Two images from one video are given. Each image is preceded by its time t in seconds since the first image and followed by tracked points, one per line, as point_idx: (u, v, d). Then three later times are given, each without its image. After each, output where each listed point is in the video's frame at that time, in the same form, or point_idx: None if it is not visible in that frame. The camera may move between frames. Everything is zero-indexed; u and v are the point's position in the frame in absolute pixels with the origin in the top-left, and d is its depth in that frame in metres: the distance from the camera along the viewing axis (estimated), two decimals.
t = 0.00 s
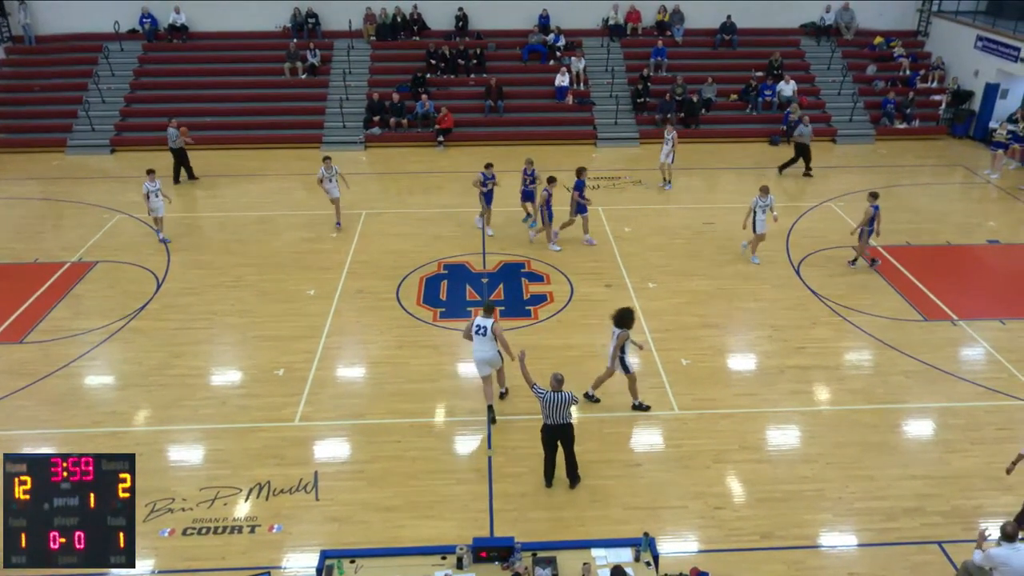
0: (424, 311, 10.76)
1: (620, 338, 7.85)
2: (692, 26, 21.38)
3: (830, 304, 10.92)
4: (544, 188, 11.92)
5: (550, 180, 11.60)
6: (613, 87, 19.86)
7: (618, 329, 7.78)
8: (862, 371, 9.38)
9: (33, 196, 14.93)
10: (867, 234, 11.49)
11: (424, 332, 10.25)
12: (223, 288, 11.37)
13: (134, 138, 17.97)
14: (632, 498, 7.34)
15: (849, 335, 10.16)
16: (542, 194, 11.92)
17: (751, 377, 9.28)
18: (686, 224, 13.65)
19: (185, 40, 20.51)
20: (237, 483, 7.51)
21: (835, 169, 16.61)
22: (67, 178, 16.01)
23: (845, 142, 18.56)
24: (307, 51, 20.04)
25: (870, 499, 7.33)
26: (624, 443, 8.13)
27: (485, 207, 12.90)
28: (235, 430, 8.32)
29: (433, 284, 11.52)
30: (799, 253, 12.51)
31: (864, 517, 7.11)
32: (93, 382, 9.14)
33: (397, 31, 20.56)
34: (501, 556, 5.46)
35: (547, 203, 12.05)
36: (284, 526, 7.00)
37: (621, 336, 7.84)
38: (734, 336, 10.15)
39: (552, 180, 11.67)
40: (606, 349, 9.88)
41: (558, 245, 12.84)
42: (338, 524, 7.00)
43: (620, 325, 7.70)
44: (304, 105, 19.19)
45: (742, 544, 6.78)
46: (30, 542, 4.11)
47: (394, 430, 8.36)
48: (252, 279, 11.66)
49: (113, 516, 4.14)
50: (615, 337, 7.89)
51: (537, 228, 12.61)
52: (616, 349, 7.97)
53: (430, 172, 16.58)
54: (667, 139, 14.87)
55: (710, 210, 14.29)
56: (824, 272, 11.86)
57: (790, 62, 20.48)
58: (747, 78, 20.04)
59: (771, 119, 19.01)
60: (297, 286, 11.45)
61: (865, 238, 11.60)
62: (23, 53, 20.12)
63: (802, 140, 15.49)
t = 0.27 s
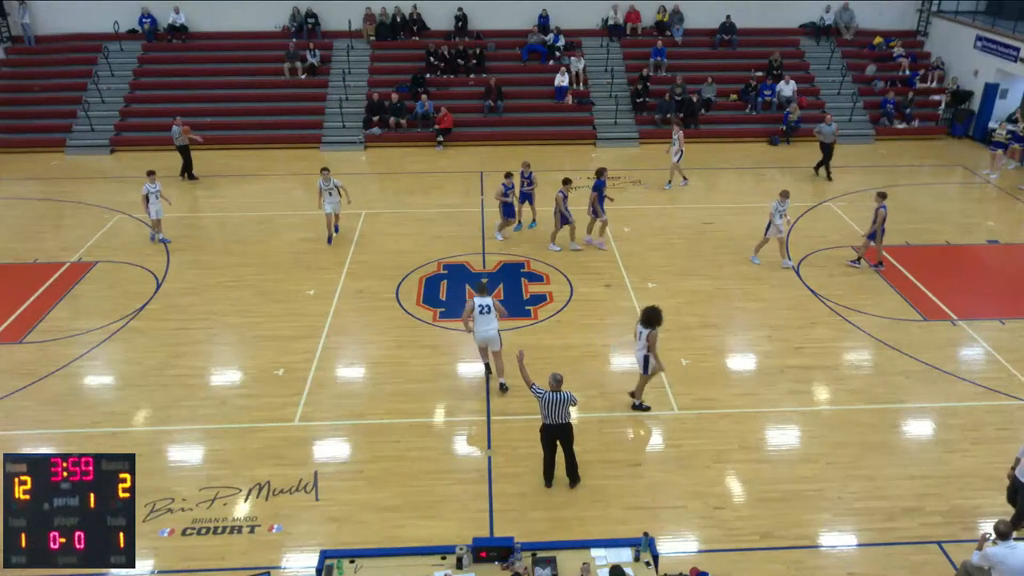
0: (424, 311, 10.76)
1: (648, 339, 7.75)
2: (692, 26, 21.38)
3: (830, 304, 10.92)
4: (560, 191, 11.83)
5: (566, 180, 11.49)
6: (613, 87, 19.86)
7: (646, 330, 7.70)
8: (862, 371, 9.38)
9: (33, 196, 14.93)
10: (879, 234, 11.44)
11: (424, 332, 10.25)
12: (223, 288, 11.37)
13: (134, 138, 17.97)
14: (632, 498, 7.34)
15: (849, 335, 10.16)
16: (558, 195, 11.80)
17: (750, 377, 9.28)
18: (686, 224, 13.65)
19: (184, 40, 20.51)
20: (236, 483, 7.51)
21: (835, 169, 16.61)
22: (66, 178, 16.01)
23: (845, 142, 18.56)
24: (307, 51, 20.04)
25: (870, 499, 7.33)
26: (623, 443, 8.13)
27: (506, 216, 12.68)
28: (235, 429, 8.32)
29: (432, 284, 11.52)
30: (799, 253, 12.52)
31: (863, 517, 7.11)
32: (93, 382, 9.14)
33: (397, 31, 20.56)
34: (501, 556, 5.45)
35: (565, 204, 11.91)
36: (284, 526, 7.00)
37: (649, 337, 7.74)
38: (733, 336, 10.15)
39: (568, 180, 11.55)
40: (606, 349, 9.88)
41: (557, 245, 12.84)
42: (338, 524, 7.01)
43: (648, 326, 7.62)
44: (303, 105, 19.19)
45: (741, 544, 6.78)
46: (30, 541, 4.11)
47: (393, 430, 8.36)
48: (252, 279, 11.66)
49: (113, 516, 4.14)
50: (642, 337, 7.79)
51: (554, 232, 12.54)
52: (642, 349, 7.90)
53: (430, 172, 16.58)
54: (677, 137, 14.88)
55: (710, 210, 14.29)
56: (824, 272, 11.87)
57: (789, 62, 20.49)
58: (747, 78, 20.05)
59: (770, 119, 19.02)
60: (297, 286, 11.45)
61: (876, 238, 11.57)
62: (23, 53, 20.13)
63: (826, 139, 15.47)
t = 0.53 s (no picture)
0: (424, 312, 10.76)
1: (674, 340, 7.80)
2: (692, 26, 21.38)
3: (830, 304, 10.92)
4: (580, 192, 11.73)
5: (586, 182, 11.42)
6: (613, 87, 19.87)
7: (671, 332, 7.77)
8: (862, 370, 9.38)
9: (33, 196, 14.92)
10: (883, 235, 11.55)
11: (424, 332, 10.25)
12: (223, 288, 11.37)
13: (134, 138, 17.97)
14: (632, 498, 7.34)
15: (849, 335, 10.16)
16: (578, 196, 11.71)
17: (750, 377, 9.28)
18: (686, 224, 13.65)
19: (184, 40, 20.50)
20: (236, 483, 7.51)
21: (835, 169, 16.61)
22: (66, 178, 16.01)
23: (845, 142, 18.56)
24: (307, 51, 20.04)
25: (870, 499, 7.33)
26: (624, 444, 8.13)
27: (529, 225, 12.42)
28: (235, 429, 8.32)
29: (432, 284, 11.52)
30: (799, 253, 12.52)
31: (863, 517, 7.11)
32: (93, 382, 9.13)
33: (397, 31, 20.56)
34: (501, 556, 5.45)
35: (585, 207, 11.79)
36: (284, 526, 7.00)
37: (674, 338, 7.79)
38: (733, 336, 10.15)
39: (587, 182, 11.49)
40: (606, 349, 9.88)
41: (557, 245, 12.84)
42: (338, 524, 7.01)
43: (673, 327, 7.69)
44: (303, 105, 19.19)
45: (741, 544, 6.78)
46: (30, 541, 4.11)
47: (393, 430, 8.35)
48: (252, 279, 11.66)
49: (113, 516, 4.14)
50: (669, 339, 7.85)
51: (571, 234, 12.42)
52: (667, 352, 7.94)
53: (430, 172, 16.58)
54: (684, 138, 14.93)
55: (710, 210, 14.29)
56: (824, 272, 11.87)
57: (789, 62, 20.49)
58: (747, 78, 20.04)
59: (770, 119, 19.01)
60: (296, 286, 11.45)
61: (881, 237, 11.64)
62: (22, 53, 20.13)
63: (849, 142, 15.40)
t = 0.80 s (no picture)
0: (424, 311, 10.76)
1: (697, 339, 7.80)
2: (692, 26, 21.38)
3: (829, 304, 10.93)
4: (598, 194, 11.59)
5: (602, 184, 11.30)
6: (613, 87, 19.87)
7: (696, 330, 7.77)
8: (862, 370, 9.38)
9: (33, 196, 14.92)
10: (881, 234, 11.55)
11: (424, 332, 10.25)
12: (222, 288, 11.37)
13: (134, 138, 17.97)
14: (632, 498, 7.34)
15: (849, 334, 10.16)
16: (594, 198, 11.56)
17: (750, 377, 9.28)
18: (686, 224, 13.65)
19: (184, 41, 20.50)
20: (236, 484, 7.51)
21: (835, 169, 16.61)
22: (66, 178, 16.01)
23: (845, 142, 18.55)
24: (307, 51, 20.03)
25: (870, 499, 7.33)
26: (624, 443, 8.13)
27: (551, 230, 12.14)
28: (234, 429, 8.32)
29: (432, 284, 11.52)
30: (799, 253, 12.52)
31: (863, 517, 7.11)
32: (93, 382, 9.13)
33: (397, 31, 20.56)
34: (501, 556, 5.45)
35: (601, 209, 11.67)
36: (284, 526, 7.00)
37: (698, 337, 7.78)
38: (733, 336, 10.15)
39: (604, 184, 11.38)
40: (606, 349, 9.88)
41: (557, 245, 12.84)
42: (338, 524, 7.00)
43: (698, 325, 7.68)
44: (303, 105, 19.18)
45: (742, 544, 6.78)
46: (30, 541, 4.12)
47: (393, 430, 8.35)
48: (252, 279, 11.66)
49: (113, 516, 4.13)
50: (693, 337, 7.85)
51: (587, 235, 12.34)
52: (693, 350, 7.91)
53: (430, 172, 16.59)
54: (691, 138, 14.98)
55: (710, 210, 14.30)
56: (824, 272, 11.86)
57: (789, 62, 20.49)
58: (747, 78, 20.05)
59: (770, 119, 19.01)
60: (296, 286, 11.45)
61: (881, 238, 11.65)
62: (22, 53, 20.13)
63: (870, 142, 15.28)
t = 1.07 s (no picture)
0: (424, 311, 10.76)
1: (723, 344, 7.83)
2: (692, 26, 21.38)
3: (829, 304, 10.93)
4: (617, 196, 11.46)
5: (620, 188, 11.20)
6: (613, 87, 19.87)
7: (720, 335, 7.81)
8: (862, 370, 9.38)
9: (33, 196, 14.93)
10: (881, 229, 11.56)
11: (424, 332, 10.26)
12: (222, 288, 11.38)
13: (134, 138, 17.97)
14: (632, 498, 7.34)
15: (849, 334, 10.16)
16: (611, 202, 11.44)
17: (750, 377, 9.29)
18: (685, 224, 13.65)
19: (184, 41, 20.50)
20: (236, 483, 7.51)
21: (834, 169, 16.61)
22: (65, 178, 16.01)
23: (845, 142, 18.55)
24: (307, 51, 20.03)
25: (870, 499, 7.34)
26: (624, 443, 8.13)
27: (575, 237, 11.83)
28: (234, 429, 8.32)
29: (431, 285, 11.52)
30: (799, 253, 12.52)
31: (863, 517, 7.11)
32: (93, 382, 9.13)
33: (397, 31, 20.56)
34: (501, 556, 5.45)
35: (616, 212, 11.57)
36: (284, 526, 7.00)
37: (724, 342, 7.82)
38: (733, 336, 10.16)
39: (620, 187, 11.26)
40: (606, 349, 9.88)
41: (556, 245, 12.84)
42: (338, 524, 7.01)
43: (722, 330, 7.73)
44: (303, 105, 19.19)
45: (741, 544, 6.78)
46: (30, 541, 4.12)
47: (393, 430, 8.35)
48: (251, 279, 11.66)
49: (113, 516, 4.13)
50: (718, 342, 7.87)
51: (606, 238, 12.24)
52: (718, 355, 7.92)
53: (430, 172, 16.59)
54: (699, 137, 15.01)
55: (710, 210, 14.30)
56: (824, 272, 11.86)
57: (789, 62, 20.49)
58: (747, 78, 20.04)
59: (770, 119, 19.01)
60: (296, 286, 11.46)
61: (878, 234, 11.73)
62: (22, 53, 20.13)
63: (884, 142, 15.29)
